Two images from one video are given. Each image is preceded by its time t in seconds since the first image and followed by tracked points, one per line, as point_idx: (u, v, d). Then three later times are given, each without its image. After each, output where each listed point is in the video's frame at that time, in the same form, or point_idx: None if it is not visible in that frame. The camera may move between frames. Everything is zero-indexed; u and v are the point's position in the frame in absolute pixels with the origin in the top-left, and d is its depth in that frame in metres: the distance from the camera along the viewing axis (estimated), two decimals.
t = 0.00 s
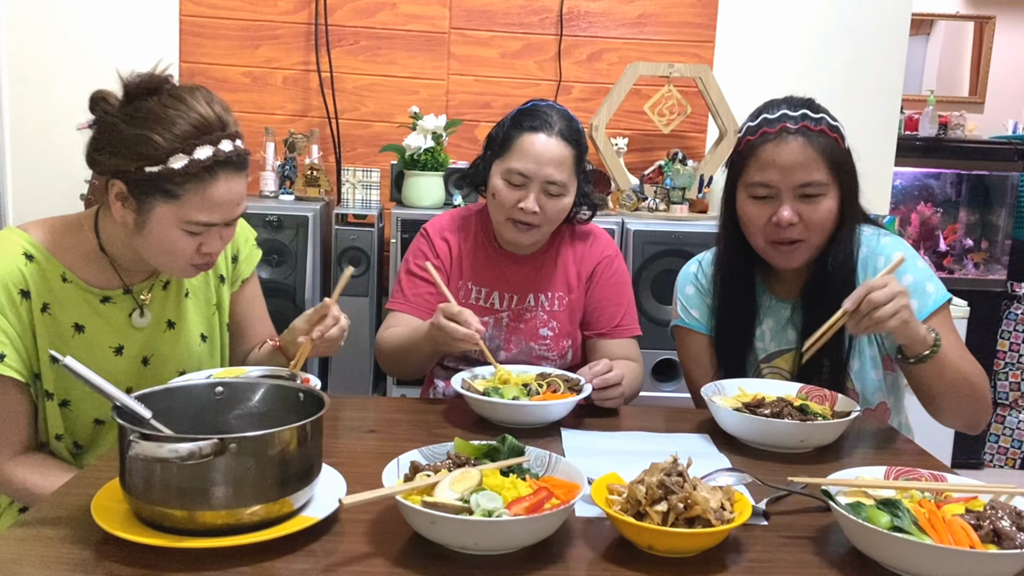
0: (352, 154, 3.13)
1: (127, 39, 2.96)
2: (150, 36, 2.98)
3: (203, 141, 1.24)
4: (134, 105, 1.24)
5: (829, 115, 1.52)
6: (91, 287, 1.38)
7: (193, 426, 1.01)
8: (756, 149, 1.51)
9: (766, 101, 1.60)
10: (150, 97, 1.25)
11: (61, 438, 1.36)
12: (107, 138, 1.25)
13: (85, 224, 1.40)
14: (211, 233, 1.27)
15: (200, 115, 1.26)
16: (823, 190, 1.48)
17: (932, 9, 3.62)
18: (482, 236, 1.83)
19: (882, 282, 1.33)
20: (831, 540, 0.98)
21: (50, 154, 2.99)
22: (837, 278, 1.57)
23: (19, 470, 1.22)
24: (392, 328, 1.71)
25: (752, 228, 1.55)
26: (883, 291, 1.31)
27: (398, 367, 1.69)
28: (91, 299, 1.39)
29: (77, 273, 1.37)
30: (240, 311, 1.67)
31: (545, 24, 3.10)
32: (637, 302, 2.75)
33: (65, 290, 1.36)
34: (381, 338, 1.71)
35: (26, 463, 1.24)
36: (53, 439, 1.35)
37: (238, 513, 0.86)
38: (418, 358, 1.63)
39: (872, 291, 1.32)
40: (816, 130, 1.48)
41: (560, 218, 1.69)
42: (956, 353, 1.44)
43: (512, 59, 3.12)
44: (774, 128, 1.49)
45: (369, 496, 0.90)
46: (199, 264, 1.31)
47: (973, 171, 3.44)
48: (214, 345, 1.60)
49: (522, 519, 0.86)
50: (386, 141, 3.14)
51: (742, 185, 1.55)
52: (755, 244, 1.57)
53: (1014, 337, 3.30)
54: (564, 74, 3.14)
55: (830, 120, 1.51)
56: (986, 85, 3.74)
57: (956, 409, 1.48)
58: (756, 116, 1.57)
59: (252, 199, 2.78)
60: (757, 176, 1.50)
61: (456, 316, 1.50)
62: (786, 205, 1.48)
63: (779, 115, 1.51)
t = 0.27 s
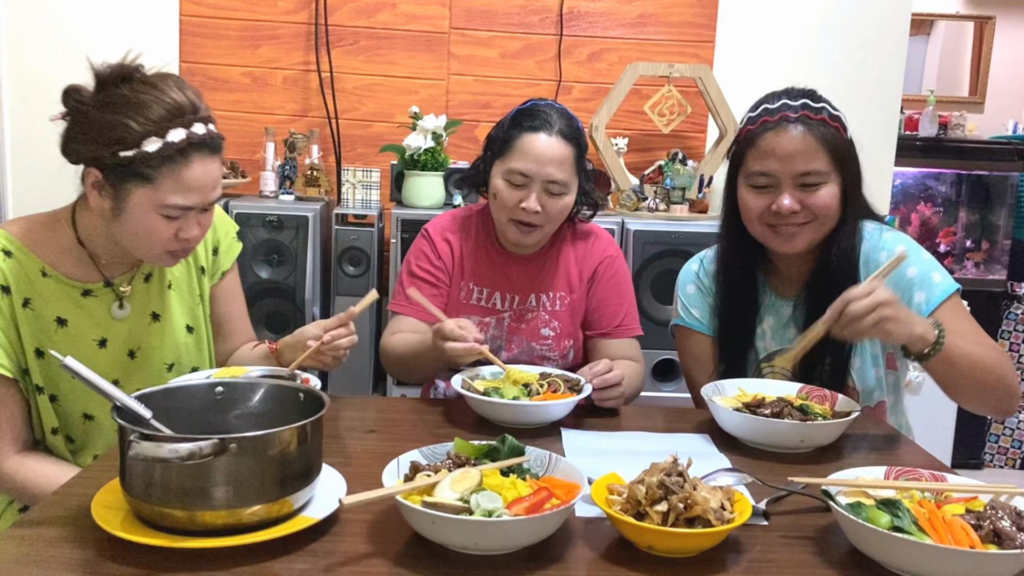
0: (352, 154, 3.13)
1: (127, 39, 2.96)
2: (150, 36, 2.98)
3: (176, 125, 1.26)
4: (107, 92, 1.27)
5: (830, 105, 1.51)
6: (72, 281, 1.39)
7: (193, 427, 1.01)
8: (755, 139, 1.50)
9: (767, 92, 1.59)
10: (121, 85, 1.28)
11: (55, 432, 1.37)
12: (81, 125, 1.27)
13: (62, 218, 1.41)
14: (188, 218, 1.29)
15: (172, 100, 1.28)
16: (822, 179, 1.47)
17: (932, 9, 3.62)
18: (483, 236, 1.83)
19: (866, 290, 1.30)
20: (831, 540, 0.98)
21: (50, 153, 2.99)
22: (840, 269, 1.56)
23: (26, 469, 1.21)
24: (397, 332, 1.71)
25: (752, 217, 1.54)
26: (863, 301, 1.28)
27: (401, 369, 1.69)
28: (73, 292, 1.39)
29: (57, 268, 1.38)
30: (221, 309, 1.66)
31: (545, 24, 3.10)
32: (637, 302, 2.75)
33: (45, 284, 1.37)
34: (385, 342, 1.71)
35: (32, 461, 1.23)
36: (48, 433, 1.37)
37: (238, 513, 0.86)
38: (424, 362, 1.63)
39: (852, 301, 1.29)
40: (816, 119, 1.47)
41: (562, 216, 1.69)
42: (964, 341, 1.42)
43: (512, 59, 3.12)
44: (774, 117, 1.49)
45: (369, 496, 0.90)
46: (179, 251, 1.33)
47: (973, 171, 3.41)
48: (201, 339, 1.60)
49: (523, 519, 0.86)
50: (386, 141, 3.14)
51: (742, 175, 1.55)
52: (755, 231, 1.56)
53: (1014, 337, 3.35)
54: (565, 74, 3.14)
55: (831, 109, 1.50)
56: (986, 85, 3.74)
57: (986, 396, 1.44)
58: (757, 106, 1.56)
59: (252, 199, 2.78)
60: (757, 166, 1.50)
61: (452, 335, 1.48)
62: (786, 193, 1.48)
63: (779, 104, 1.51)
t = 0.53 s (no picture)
0: (352, 154, 3.13)
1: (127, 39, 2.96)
2: (150, 36, 2.98)
3: (147, 110, 1.27)
4: (76, 82, 1.27)
5: (829, 89, 1.52)
6: (52, 276, 1.40)
7: (193, 427, 1.01)
8: (754, 121, 1.51)
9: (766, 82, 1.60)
10: (91, 75, 1.28)
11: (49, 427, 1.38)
12: (51, 117, 1.27)
13: (36, 215, 1.41)
14: (166, 202, 1.30)
15: (143, 87, 1.30)
16: (821, 160, 1.47)
17: (932, 9, 3.62)
18: (483, 236, 1.83)
19: (859, 268, 1.26)
20: (831, 540, 0.98)
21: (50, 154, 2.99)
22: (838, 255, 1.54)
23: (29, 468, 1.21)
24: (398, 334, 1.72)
25: (750, 201, 1.55)
26: (858, 278, 1.25)
27: (401, 370, 1.69)
28: (54, 287, 1.40)
29: (37, 263, 1.39)
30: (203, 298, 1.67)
31: (545, 24, 3.10)
32: (637, 302, 2.75)
33: (26, 281, 1.38)
34: (386, 344, 1.72)
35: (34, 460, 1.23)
36: (42, 429, 1.37)
37: (238, 513, 0.86)
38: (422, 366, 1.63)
39: (845, 278, 1.26)
40: (815, 102, 1.48)
41: (562, 217, 1.70)
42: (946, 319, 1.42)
43: (512, 59, 3.12)
44: (772, 99, 1.50)
45: (369, 496, 0.90)
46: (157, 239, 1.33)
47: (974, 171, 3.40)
48: (186, 329, 1.61)
49: (523, 519, 0.86)
50: (387, 141, 3.14)
51: (741, 160, 1.55)
52: (753, 218, 1.56)
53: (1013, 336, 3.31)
54: (565, 74, 3.14)
55: (830, 94, 1.51)
56: (986, 85, 3.73)
57: (971, 380, 1.41)
58: (758, 93, 1.58)
59: (252, 199, 2.79)
60: (755, 148, 1.50)
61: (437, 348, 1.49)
62: (785, 174, 1.48)
63: (778, 88, 1.52)
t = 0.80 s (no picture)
0: (352, 154, 3.13)
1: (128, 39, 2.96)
2: (150, 36, 2.98)
3: (112, 78, 1.32)
4: (41, 60, 1.32)
5: (821, 88, 1.51)
6: (41, 266, 1.41)
7: (193, 426, 1.01)
8: (747, 122, 1.50)
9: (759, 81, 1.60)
10: (55, 53, 1.32)
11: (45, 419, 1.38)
12: (22, 98, 1.31)
13: (24, 207, 1.45)
14: (142, 170, 1.34)
15: (106, 59, 1.34)
16: (814, 160, 1.47)
17: (932, 9, 3.62)
18: (483, 235, 1.83)
19: (818, 315, 1.11)
20: (831, 540, 0.98)
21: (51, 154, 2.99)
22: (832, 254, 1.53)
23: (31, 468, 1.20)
24: (395, 331, 1.72)
25: (741, 201, 1.54)
26: (819, 329, 1.10)
27: (399, 368, 1.69)
28: (43, 277, 1.41)
29: (24, 254, 1.40)
30: (198, 284, 1.68)
31: (545, 24, 3.10)
32: (637, 302, 2.75)
33: (14, 272, 1.38)
34: (382, 341, 1.72)
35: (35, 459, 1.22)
36: (38, 419, 1.37)
37: (238, 513, 0.86)
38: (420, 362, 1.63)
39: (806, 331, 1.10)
40: (808, 101, 1.48)
41: (561, 215, 1.70)
42: (915, 305, 1.36)
43: (512, 59, 3.12)
44: (766, 99, 1.49)
45: (369, 496, 0.90)
46: (138, 209, 1.36)
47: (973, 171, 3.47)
48: (179, 316, 1.61)
49: (523, 519, 0.86)
50: (387, 141, 3.14)
51: (734, 160, 1.55)
52: (745, 217, 1.55)
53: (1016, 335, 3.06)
54: (564, 74, 3.14)
55: (822, 93, 1.51)
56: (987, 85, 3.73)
57: (933, 376, 1.30)
58: (749, 92, 1.57)
59: (252, 199, 2.79)
60: (748, 149, 1.50)
61: (428, 335, 1.48)
62: (779, 174, 1.47)
63: (770, 88, 1.51)
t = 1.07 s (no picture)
0: (352, 154, 3.13)
1: (128, 38, 2.97)
2: (151, 36, 2.98)
3: (92, 60, 1.35)
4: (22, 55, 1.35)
5: (818, 92, 1.50)
6: (49, 264, 1.41)
7: (193, 426, 1.01)
8: (742, 127, 1.49)
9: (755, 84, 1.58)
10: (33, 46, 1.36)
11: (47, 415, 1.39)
12: (9, 95, 1.35)
13: (30, 205, 1.45)
14: (136, 146, 1.37)
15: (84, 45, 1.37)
16: (811, 166, 1.46)
17: (932, 9, 3.62)
18: (481, 234, 1.83)
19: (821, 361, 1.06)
20: (830, 540, 0.98)
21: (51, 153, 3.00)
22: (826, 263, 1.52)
23: (32, 465, 1.21)
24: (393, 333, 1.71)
25: (738, 207, 1.54)
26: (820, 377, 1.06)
27: (400, 370, 1.69)
28: (50, 274, 1.41)
29: (32, 250, 1.41)
30: (204, 284, 1.68)
31: (545, 24, 3.10)
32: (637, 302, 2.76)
33: (23, 268, 1.39)
34: (381, 343, 1.71)
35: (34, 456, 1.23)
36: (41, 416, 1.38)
37: (238, 513, 0.86)
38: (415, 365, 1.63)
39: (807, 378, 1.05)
40: (803, 106, 1.46)
41: (557, 211, 1.70)
42: (891, 313, 1.34)
43: (512, 59, 3.12)
44: (761, 104, 1.48)
45: (369, 496, 0.89)
46: (140, 189, 1.39)
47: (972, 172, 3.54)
48: (181, 315, 1.62)
49: (522, 519, 0.86)
50: (387, 141, 3.14)
51: (729, 166, 1.54)
52: (743, 225, 1.56)
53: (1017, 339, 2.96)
54: (564, 74, 3.14)
55: (820, 97, 1.49)
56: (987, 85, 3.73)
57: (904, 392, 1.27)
58: (745, 97, 1.56)
59: (252, 199, 2.79)
60: (744, 155, 1.49)
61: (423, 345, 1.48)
62: (774, 182, 1.47)
63: (766, 92, 1.50)
